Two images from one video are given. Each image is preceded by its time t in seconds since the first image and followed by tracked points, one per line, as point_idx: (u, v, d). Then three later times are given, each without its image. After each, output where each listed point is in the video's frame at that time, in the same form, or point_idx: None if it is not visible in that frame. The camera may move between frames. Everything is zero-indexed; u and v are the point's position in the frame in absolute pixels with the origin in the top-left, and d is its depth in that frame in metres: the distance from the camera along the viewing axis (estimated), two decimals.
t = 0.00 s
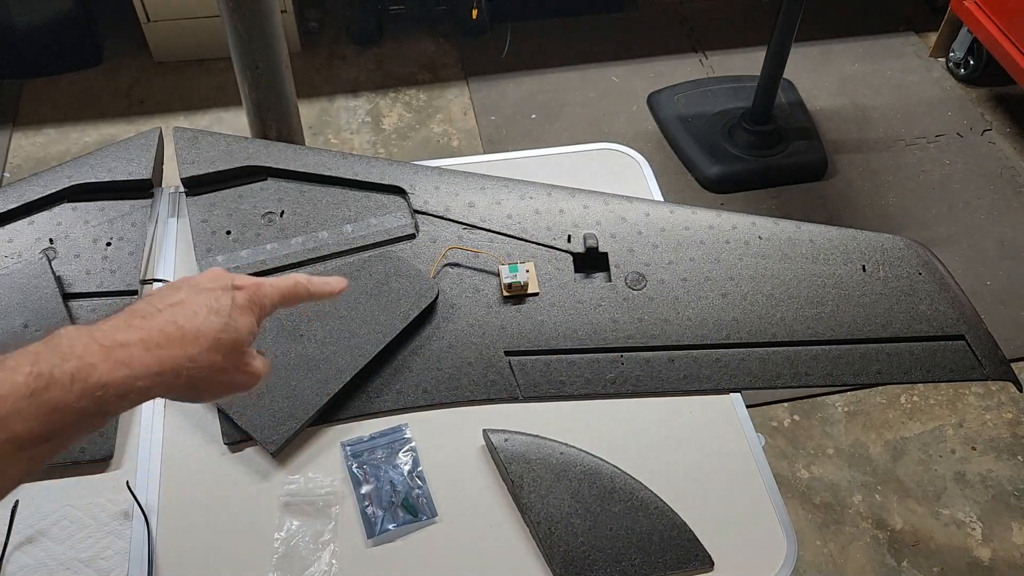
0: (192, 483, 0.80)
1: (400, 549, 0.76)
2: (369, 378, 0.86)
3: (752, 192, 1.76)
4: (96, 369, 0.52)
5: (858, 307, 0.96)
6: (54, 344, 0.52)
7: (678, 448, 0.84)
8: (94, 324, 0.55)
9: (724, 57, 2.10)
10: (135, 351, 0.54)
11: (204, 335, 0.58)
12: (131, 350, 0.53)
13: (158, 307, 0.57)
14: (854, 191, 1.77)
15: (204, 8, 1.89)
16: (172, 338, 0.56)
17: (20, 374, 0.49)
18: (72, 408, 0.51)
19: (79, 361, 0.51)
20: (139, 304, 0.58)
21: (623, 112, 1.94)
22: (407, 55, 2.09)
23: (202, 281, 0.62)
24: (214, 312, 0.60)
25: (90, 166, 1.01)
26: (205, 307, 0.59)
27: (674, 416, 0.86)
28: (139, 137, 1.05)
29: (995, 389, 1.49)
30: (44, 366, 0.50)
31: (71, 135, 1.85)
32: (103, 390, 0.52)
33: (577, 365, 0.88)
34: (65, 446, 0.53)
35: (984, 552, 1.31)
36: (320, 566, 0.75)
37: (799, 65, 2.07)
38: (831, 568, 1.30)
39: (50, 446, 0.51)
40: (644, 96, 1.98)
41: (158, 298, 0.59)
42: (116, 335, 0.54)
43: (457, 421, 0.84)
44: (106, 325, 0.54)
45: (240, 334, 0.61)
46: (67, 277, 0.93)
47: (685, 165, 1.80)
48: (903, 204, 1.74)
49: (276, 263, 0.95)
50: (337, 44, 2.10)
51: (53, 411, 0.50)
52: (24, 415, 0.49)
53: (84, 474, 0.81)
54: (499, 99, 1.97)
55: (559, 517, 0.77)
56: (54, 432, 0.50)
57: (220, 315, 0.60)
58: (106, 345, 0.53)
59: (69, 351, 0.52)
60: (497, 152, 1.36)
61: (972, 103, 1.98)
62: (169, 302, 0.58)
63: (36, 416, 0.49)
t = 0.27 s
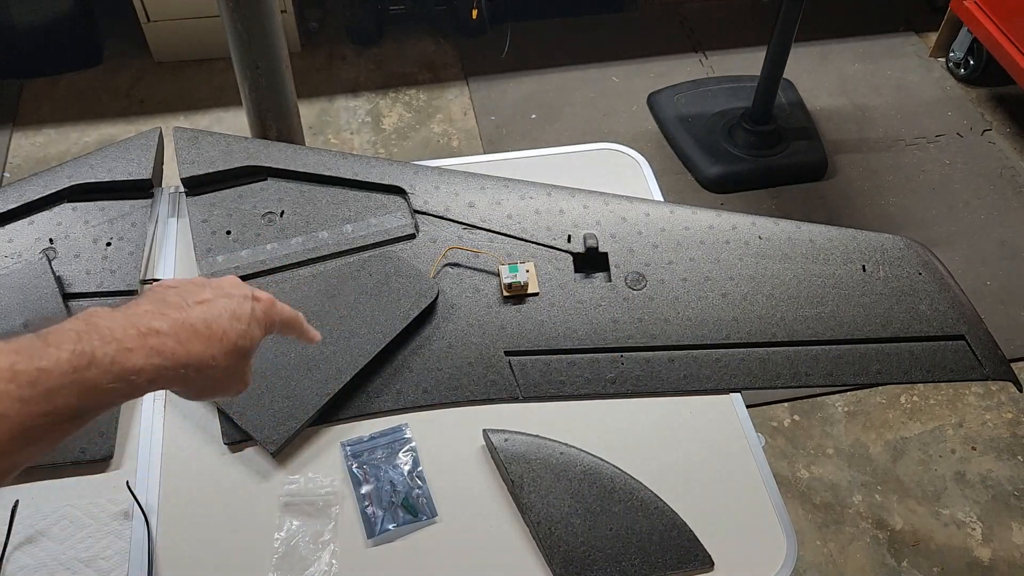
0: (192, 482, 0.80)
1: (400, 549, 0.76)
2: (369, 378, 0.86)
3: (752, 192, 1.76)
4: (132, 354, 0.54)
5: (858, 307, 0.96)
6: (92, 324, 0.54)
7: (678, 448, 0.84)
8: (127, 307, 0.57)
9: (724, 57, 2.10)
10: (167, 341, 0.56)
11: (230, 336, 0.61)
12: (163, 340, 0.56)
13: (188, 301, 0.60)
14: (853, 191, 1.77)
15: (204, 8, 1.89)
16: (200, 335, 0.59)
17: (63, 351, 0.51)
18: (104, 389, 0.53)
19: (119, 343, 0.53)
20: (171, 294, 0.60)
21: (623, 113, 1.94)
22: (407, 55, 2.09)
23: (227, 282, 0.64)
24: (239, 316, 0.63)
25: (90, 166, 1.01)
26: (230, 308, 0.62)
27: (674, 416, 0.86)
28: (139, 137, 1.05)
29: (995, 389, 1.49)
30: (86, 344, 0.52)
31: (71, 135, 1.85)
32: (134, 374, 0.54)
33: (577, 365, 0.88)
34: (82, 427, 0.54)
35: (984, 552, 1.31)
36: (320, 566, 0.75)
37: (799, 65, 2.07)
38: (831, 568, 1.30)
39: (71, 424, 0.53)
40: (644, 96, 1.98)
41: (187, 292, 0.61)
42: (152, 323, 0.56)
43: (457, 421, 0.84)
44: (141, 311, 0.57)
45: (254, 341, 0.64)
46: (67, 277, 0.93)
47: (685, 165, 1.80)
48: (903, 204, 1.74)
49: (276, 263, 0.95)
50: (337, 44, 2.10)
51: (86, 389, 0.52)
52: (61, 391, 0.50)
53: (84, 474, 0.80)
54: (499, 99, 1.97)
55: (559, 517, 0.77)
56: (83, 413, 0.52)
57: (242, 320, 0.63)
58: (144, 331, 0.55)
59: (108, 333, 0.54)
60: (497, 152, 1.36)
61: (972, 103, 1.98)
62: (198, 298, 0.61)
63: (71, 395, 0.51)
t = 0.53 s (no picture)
0: (192, 482, 0.80)
1: (400, 549, 0.76)
2: (369, 378, 0.86)
3: (752, 192, 1.76)
4: (138, 362, 0.54)
5: (859, 307, 0.96)
6: (99, 327, 0.54)
7: (678, 448, 0.84)
8: (136, 306, 0.57)
9: (724, 57, 2.10)
10: (175, 348, 0.56)
11: (239, 334, 0.61)
12: (171, 346, 0.56)
13: (197, 299, 0.60)
14: (853, 191, 1.77)
15: (204, 8, 1.89)
16: (209, 337, 0.59)
17: (68, 357, 0.51)
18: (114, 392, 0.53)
19: (125, 350, 0.54)
20: (180, 291, 0.60)
21: (623, 113, 1.94)
22: (407, 55, 2.09)
23: (240, 274, 0.65)
24: (248, 311, 0.63)
25: (90, 166, 1.01)
26: (239, 304, 0.62)
27: (674, 416, 0.86)
28: (139, 137, 1.05)
29: (995, 390, 1.49)
30: (91, 353, 0.52)
31: (71, 135, 1.85)
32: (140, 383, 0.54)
33: (577, 365, 0.88)
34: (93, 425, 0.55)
35: (984, 552, 1.31)
36: (320, 566, 0.75)
37: (799, 65, 2.07)
38: (831, 568, 1.30)
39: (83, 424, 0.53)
40: (644, 96, 1.98)
41: (196, 288, 0.61)
42: (159, 328, 0.56)
43: (457, 421, 0.84)
44: (149, 313, 0.56)
45: (264, 336, 0.65)
46: (67, 277, 0.93)
47: (685, 165, 1.80)
48: (902, 204, 1.74)
49: (276, 263, 0.95)
50: (337, 44, 2.10)
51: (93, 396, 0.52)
52: (68, 396, 0.50)
53: (84, 474, 0.80)
54: (499, 99, 1.97)
55: (559, 518, 0.77)
56: (91, 415, 0.52)
57: (252, 316, 0.63)
58: (150, 336, 0.55)
59: (116, 337, 0.54)
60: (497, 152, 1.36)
61: (972, 103, 1.98)
62: (208, 294, 0.61)
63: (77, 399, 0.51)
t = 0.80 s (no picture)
0: (192, 482, 0.80)
1: (400, 549, 0.76)
2: (369, 378, 0.86)
3: (752, 192, 1.76)
4: (132, 358, 0.54)
5: (859, 308, 0.96)
6: (90, 326, 0.54)
7: (678, 448, 0.84)
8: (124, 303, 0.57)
9: (724, 57, 2.10)
10: (167, 341, 0.56)
11: (231, 325, 0.61)
12: (163, 340, 0.56)
13: (186, 293, 0.60)
14: (854, 191, 1.77)
15: (204, 8, 1.89)
16: (201, 331, 0.59)
17: (62, 355, 0.51)
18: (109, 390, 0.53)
19: (118, 347, 0.54)
20: (168, 286, 0.60)
21: (623, 113, 1.94)
22: (407, 55, 2.09)
23: (227, 265, 0.65)
24: (239, 301, 0.63)
25: (90, 166, 1.01)
26: (229, 295, 0.62)
27: (674, 416, 0.86)
28: (139, 137, 1.05)
29: (995, 389, 1.49)
30: (85, 350, 0.52)
31: (71, 135, 1.85)
32: (136, 378, 0.54)
33: (577, 365, 0.88)
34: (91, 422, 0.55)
35: (984, 552, 1.31)
36: (320, 566, 0.75)
37: (799, 65, 2.07)
38: (831, 568, 1.30)
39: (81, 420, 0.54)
40: (644, 96, 1.98)
41: (186, 282, 0.61)
42: (150, 323, 0.56)
43: (457, 421, 0.84)
44: (139, 309, 0.56)
45: (256, 324, 0.65)
46: (67, 277, 0.93)
47: (685, 165, 1.80)
48: (902, 204, 1.74)
49: (276, 263, 0.95)
50: (337, 44, 2.10)
51: (88, 393, 0.52)
52: (64, 393, 0.50)
53: (84, 474, 0.80)
54: (499, 99, 1.97)
55: (559, 518, 0.77)
56: (88, 413, 0.53)
57: (242, 307, 0.63)
58: (143, 333, 0.55)
59: (108, 336, 0.54)
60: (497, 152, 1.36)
61: (972, 103, 1.98)
62: (197, 287, 0.61)
63: (72, 397, 0.51)
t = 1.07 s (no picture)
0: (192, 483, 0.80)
1: (400, 550, 0.76)
2: (369, 379, 0.86)
3: (752, 192, 1.76)
4: (103, 440, 0.51)
5: (859, 308, 0.96)
6: (74, 401, 0.52)
7: (678, 449, 0.84)
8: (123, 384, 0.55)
9: (724, 57, 2.10)
10: (147, 425, 0.53)
11: (228, 421, 0.56)
12: (145, 423, 0.53)
13: (189, 379, 0.57)
14: (854, 191, 1.77)
15: (204, 8, 1.89)
16: (190, 421, 0.55)
17: (30, 430, 0.49)
18: (75, 476, 0.50)
19: (91, 426, 0.51)
20: (173, 372, 0.57)
21: (623, 113, 1.94)
22: (407, 55, 2.09)
23: (249, 358, 0.61)
24: (248, 399, 0.58)
25: (90, 166, 1.02)
26: (237, 391, 0.58)
27: (674, 416, 0.87)
28: (140, 137, 1.05)
29: (995, 389, 1.49)
30: (55, 426, 0.50)
31: (71, 135, 1.85)
32: (102, 462, 0.51)
33: (577, 365, 0.88)
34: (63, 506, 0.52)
35: (984, 552, 1.31)
36: (320, 566, 0.75)
37: (798, 65, 2.07)
38: (831, 568, 1.30)
39: (47, 503, 0.52)
40: (644, 96, 1.98)
41: (194, 369, 0.58)
42: (136, 405, 0.53)
43: (458, 421, 0.85)
44: (131, 389, 0.54)
45: (269, 429, 0.60)
46: (67, 277, 0.93)
47: (685, 165, 1.80)
48: (903, 204, 1.74)
49: (276, 263, 0.95)
50: (337, 44, 2.10)
51: (46, 475, 0.49)
52: (23, 468, 0.48)
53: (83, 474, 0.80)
54: (499, 99, 1.97)
55: (559, 517, 0.77)
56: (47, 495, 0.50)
57: (251, 403, 0.58)
58: (123, 413, 0.52)
59: (85, 411, 0.51)
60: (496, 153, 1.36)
61: (972, 103, 1.98)
62: (204, 375, 0.58)
63: (33, 479, 0.49)
